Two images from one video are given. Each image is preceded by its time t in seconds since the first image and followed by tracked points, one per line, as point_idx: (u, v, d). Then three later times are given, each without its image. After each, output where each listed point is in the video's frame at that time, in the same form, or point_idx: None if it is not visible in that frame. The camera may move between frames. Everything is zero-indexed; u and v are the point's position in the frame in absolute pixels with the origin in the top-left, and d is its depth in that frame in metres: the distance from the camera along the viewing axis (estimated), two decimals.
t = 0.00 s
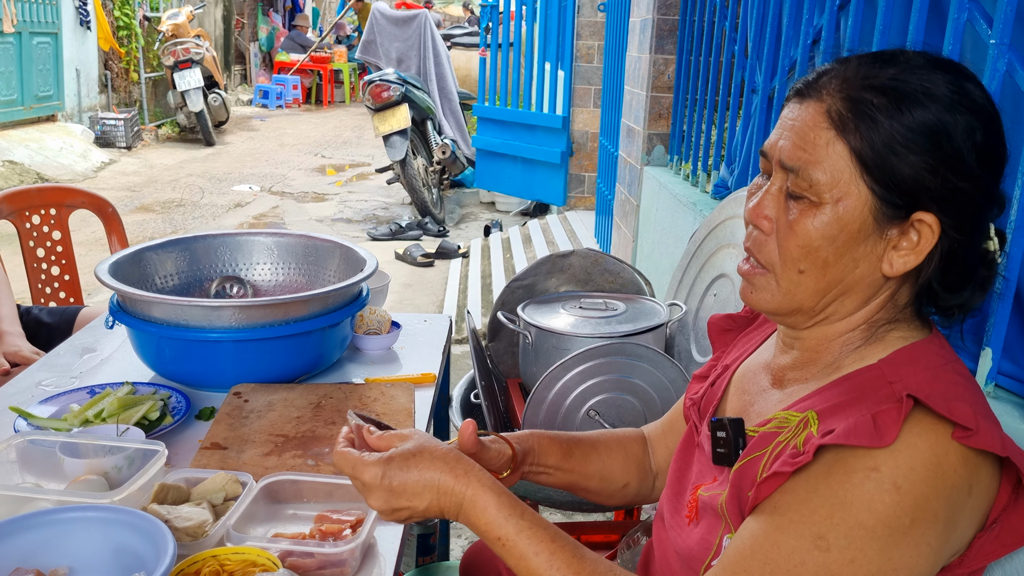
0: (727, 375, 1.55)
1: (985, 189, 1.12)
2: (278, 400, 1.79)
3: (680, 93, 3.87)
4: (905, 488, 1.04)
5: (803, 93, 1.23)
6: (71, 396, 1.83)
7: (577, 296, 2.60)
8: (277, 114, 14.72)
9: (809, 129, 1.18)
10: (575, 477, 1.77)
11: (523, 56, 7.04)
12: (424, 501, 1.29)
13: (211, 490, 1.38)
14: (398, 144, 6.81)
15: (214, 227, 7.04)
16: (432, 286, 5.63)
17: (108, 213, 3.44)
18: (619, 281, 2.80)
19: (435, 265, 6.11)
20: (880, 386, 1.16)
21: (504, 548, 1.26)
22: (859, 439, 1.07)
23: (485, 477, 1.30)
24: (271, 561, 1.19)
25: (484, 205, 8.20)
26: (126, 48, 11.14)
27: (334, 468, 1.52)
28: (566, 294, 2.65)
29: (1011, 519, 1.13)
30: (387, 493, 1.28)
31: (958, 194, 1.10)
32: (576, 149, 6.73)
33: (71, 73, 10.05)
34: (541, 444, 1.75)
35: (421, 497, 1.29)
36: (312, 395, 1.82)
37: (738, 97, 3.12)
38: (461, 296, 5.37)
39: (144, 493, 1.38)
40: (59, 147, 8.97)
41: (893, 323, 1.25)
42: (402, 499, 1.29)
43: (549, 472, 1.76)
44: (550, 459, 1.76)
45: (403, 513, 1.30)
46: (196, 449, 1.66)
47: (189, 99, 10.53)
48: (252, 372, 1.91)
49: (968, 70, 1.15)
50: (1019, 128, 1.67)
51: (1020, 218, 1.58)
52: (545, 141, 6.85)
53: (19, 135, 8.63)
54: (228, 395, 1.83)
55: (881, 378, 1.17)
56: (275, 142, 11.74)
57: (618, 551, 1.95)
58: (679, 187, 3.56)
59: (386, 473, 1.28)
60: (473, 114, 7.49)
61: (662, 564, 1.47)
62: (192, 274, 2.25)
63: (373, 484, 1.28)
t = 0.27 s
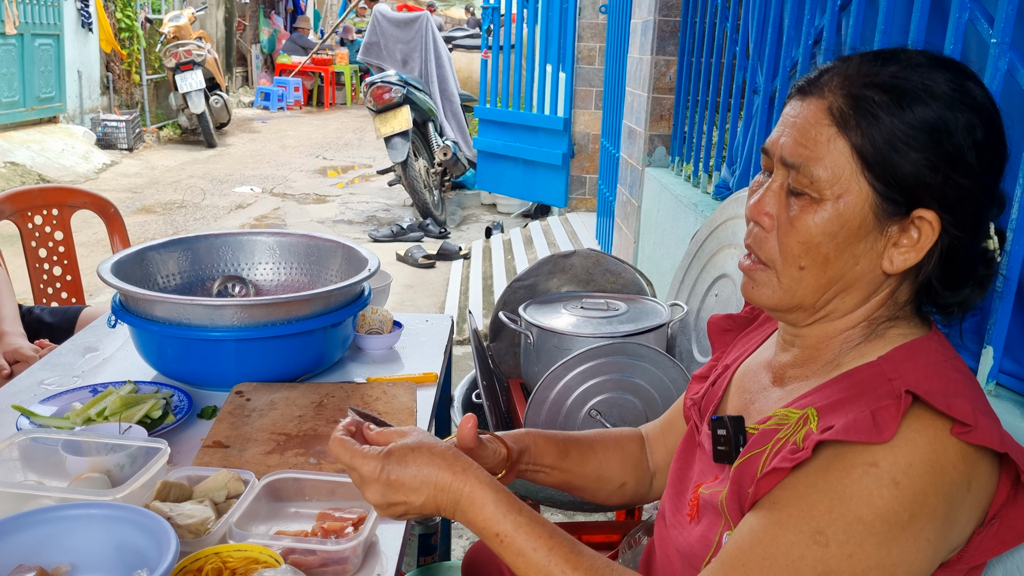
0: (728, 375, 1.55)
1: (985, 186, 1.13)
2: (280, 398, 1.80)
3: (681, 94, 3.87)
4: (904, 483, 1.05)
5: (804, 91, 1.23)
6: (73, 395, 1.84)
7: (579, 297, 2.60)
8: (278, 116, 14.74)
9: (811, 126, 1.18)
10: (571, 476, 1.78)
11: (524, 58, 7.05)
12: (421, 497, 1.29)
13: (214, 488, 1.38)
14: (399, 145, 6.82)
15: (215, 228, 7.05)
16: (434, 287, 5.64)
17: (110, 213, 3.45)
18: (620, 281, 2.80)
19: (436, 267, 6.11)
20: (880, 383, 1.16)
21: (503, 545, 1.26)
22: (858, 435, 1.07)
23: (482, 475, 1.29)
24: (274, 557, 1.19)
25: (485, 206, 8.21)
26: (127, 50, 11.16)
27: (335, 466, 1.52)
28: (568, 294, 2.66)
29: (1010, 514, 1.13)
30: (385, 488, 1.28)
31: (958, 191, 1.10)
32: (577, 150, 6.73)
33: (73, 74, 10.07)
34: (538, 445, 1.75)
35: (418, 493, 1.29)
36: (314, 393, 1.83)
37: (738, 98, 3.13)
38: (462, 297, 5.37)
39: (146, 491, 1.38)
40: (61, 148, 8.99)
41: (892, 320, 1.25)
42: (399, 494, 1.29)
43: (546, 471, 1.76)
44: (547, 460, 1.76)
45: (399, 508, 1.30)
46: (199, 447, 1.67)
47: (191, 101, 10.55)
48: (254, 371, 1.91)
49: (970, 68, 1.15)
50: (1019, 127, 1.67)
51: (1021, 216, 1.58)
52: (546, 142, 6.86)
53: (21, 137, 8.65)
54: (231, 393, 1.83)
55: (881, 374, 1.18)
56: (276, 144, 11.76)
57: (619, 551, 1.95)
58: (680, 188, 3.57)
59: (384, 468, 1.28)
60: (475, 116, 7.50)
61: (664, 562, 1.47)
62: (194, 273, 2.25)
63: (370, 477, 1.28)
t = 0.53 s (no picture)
0: (730, 370, 1.55)
1: (990, 180, 1.13)
2: (282, 394, 1.80)
3: (683, 93, 3.87)
4: (906, 477, 1.05)
5: (810, 85, 1.23)
6: (75, 390, 1.84)
7: (581, 294, 2.60)
8: (280, 117, 14.74)
9: (816, 120, 1.18)
10: (562, 459, 1.79)
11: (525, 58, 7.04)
12: (416, 491, 1.30)
13: (216, 481, 1.38)
14: (401, 145, 6.82)
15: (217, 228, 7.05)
16: (435, 287, 5.64)
17: (112, 211, 3.45)
18: (621, 279, 2.79)
19: (437, 267, 6.11)
20: (882, 376, 1.17)
21: (498, 537, 1.26)
22: (860, 427, 1.07)
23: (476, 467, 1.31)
24: (275, 551, 1.20)
25: (487, 207, 8.20)
26: (129, 50, 11.16)
27: (338, 461, 1.52)
28: (570, 291, 2.66)
29: (1013, 509, 1.13)
30: (379, 481, 1.30)
31: (964, 186, 1.10)
32: (579, 151, 6.73)
33: (75, 75, 10.08)
34: (528, 425, 1.76)
35: (413, 487, 1.30)
36: (316, 389, 1.83)
37: (741, 97, 3.12)
38: (463, 297, 5.37)
39: (148, 484, 1.38)
40: (63, 148, 9.00)
41: (896, 315, 1.25)
42: (393, 488, 1.31)
43: (538, 452, 1.78)
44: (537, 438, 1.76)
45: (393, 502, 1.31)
46: (200, 442, 1.67)
47: (193, 101, 10.55)
48: (256, 367, 1.91)
49: (975, 62, 1.15)
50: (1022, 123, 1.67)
51: None
52: (548, 142, 6.85)
53: (23, 137, 8.66)
54: (232, 389, 1.83)
55: (884, 367, 1.18)
56: (278, 145, 11.76)
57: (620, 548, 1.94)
58: (682, 187, 3.57)
59: (378, 461, 1.30)
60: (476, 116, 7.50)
61: (666, 558, 1.47)
62: (196, 270, 2.25)
63: (366, 469, 1.30)
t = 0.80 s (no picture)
0: (728, 360, 1.55)
1: (993, 173, 1.13)
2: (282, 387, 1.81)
3: (683, 92, 3.88)
4: (905, 468, 1.05)
5: (814, 76, 1.24)
6: (77, 383, 1.84)
7: (580, 291, 2.61)
8: (281, 118, 14.77)
9: (821, 112, 1.19)
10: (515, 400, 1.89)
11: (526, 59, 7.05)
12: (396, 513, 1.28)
13: (215, 472, 1.39)
14: (402, 146, 6.83)
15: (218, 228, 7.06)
16: (436, 287, 5.65)
17: (113, 209, 3.46)
18: (621, 276, 2.80)
19: (438, 267, 6.12)
20: (880, 368, 1.17)
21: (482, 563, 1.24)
22: (861, 419, 1.07)
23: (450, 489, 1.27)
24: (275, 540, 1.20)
25: (488, 207, 8.21)
26: (131, 52, 11.18)
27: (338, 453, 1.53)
28: (570, 288, 2.66)
29: (1011, 499, 1.14)
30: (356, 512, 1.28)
31: (968, 178, 1.11)
32: (580, 151, 6.74)
33: (76, 76, 10.09)
34: (480, 370, 1.88)
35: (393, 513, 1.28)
36: (317, 382, 1.84)
37: (740, 95, 3.13)
38: (464, 297, 5.38)
39: (148, 475, 1.39)
40: (65, 149, 9.02)
41: (894, 306, 1.26)
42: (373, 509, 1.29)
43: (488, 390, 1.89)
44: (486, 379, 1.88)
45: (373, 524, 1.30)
46: (201, 434, 1.67)
47: (194, 102, 10.57)
48: (257, 361, 1.92)
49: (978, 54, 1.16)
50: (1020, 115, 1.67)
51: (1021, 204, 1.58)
52: (548, 143, 6.86)
53: (25, 138, 8.67)
54: (234, 382, 1.84)
55: (882, 359, 1.18)
56: (279, 146, 11.78)
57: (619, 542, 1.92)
58: (682, 185, 3.57)
59: (354, 488, 1.27)
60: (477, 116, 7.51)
61: (665, 550, 1.48)
62: (196, 265, 2.26)
63: (343, 494, 1.28)
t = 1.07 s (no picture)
0: (726, 357, 1.56)
1: (978, 161, 1.13)
2: (280, 382, 1.81)
3: (683, 92, 3.88)
4: (894, 459, 1.06)
5: (796, 73, 1.24)
6: (76, 378, 1.85)
7: (580, 288, 2.61)
8: (283, 118, 14.78)
9: (802, 107, 1.19)
10: (588, 422, 1.80)
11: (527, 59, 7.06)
12: (406, 490, 1.28)
13: (214, 466, 1.39)
14: (404, 145, 6.83)
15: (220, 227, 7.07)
16: (437, 286, 5.65)
17: (114, 207, 3.46)
18: (621, 274, 2.80)
19: (439, 266, 6.12)
20: (870, 359, 1.17)
21: (490, 551, 1.24)
22: (847, 409, 1.08)
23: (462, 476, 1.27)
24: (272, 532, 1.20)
25: (489, 207, 8.21)
26: (133, 51, 11.19)
27: (335, 447, 1.53)
28: (569, 285, 2.67)
29: (1002, 489, 1.15)
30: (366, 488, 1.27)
31: (951, 166, 1.11)
32: (581, 151, 6.75)
33: (79, 75, 10.11)
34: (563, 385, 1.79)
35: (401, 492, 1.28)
36: (315, 377, 1.84)
37: (740, 94, 3.13)
38: (465, 296, 5.38)
39: (146, 468, 1.39)
40: (67, 148, 9.03)
41: (885, 298, 1.26)
42: (387, 480, 1.29)
43: (567, 410, 1.80)
44: (567, 399, 1.80)
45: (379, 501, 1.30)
46: (199, 429, 1.68)
47: (196, 102, 10.58)
48: (255, 356, 1.92)
49: (960, 45, 1.16)
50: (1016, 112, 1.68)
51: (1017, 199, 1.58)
52: (549, 143, 6.87)
53: (27, 137, 8.69)
54: (231, 377, 1.84)
55: (871, 350, 1.18)
56: (281, 146, 11.79)
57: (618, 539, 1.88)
58: (682, 184, 3.58)
59: (374, 457, 1.27)
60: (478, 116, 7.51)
61: (661, 544, 1.48)
62: (197, 261, 2.26)
63: (362, 458, 1.28)
